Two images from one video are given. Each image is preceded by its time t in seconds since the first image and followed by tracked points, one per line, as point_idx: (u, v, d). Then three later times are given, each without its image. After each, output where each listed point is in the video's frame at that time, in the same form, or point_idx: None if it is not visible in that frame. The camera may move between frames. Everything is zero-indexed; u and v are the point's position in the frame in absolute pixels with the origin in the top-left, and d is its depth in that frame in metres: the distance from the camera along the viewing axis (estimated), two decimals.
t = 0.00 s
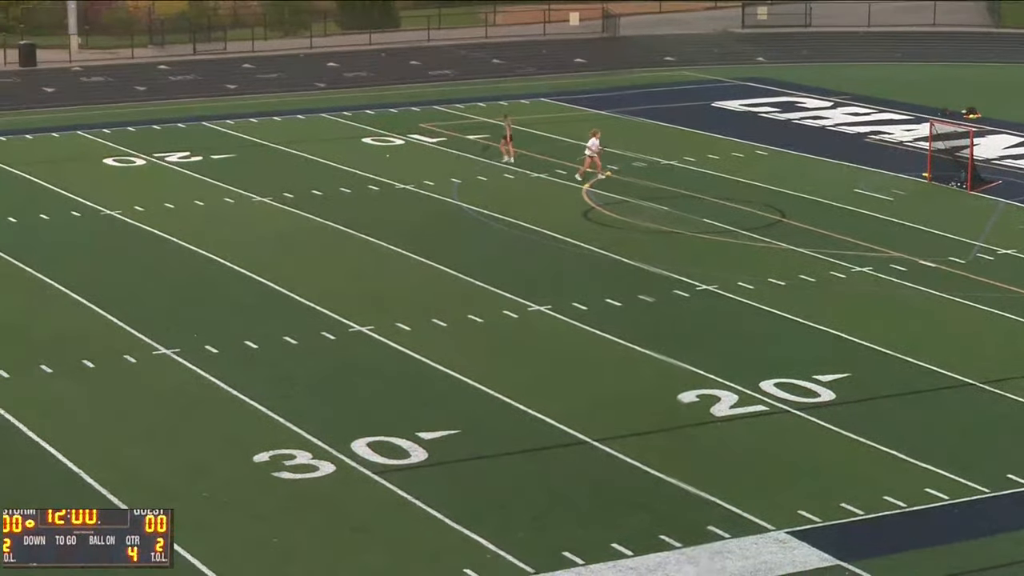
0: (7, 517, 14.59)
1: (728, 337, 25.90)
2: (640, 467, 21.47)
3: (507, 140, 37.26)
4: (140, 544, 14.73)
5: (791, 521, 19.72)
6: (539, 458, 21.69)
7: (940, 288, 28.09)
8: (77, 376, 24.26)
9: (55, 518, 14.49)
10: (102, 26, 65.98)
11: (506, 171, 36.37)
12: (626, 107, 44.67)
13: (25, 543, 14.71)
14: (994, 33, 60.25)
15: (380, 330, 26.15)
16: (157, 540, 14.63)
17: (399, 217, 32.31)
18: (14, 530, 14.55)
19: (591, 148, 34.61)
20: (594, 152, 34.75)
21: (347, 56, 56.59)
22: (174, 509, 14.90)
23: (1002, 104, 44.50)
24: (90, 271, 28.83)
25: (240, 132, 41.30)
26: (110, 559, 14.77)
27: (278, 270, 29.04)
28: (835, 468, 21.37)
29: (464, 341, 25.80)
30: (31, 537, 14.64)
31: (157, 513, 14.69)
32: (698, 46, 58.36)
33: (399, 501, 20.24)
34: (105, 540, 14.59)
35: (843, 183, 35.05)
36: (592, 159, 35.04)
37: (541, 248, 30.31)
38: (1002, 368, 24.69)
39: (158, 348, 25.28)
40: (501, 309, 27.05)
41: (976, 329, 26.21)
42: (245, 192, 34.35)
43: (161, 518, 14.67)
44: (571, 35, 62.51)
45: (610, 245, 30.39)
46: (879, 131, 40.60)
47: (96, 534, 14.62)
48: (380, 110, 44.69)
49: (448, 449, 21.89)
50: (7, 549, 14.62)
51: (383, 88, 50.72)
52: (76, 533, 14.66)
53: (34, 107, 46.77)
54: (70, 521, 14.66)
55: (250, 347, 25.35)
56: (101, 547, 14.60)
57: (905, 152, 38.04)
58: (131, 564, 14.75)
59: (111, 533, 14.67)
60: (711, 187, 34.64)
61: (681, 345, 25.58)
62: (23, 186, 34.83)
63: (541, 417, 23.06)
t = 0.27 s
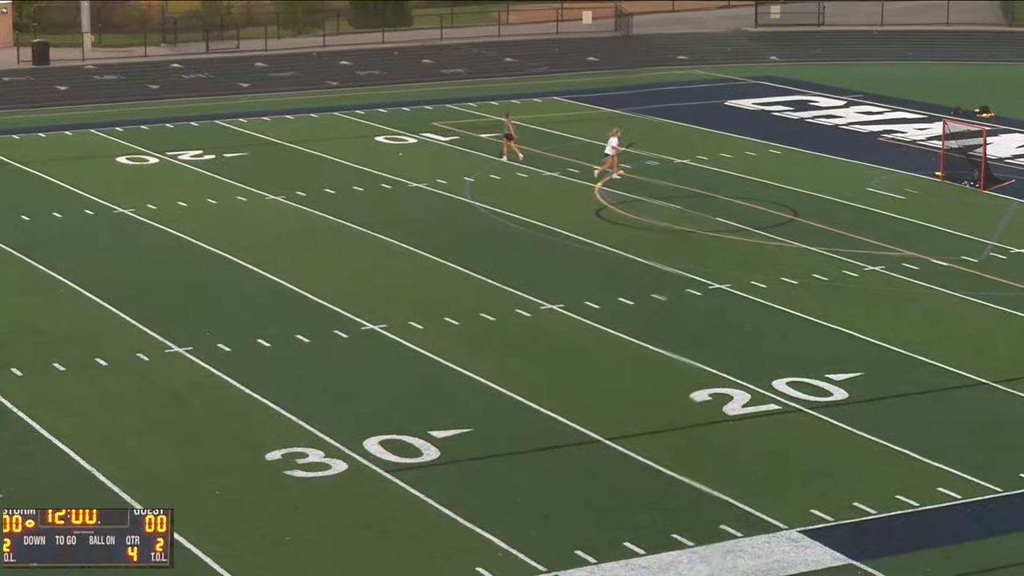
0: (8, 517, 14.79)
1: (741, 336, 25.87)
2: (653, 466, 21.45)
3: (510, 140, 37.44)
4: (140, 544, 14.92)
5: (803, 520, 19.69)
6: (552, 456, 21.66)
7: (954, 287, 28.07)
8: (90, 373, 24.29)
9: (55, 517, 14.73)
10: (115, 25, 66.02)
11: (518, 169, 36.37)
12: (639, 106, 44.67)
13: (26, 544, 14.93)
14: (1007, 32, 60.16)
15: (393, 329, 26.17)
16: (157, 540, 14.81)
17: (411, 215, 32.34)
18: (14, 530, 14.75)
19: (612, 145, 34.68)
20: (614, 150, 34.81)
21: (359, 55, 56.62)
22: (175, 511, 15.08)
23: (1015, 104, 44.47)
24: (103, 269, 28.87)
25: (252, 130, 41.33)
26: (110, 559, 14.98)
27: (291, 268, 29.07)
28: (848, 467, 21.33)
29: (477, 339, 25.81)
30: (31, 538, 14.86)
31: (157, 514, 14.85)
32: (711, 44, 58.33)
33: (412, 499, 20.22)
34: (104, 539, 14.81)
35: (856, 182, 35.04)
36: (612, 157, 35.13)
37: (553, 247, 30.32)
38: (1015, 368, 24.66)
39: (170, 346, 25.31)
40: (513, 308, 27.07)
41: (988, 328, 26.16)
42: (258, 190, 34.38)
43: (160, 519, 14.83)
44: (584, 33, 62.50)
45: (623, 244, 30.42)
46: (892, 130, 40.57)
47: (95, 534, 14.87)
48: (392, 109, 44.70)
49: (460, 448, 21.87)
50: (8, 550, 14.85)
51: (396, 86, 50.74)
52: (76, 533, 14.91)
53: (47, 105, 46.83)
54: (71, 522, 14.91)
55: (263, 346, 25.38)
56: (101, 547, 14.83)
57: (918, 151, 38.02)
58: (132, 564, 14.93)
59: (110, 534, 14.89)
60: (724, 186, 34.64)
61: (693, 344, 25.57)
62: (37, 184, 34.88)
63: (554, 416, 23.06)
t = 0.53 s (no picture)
0: (7, 517, 14.56)
1: (750, 335, 25.88)
2: (662, 465, 21.45)
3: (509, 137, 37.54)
4: (141, 544, 14.60)
5: (813, 519, 19.68)
6: (562, 455, 21.66)
7: (964, 286, 28.07)
8: (100, 372, 24.31)
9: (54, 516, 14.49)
10: (125, 23, 66.08)
11: (528, 168, 36.38)
12: (649, 105, 44.68)
13: (26, 544, 14.69)
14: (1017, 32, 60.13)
15: (402, 327, 26.20)
16: (157, 540, 14.48)
17: (421, 214, 32.37)
18: (14, 529, 14.52)
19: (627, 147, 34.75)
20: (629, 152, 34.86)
21: (369, 53, 56.64)
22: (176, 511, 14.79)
23: None
24: (113, 268, 28.89)
25: (262, 128, 41.35)
26: (111, 559, 14.67)
27: (301, 267, 29.11)
28: (857, 466, 21.32)
29: (487, 338, 25.83)
30: (31, 537, 14.62)
31: (158, 513, 14.58)
32: (720, 43, 58.33)
33: (422, 498, 20.22)
34: (104, 539, 14.53)
35: (866, 181, 35.03)
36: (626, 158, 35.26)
37: (562, 245, 30.34)
38: None
39: (180, 344, 25.33)
40: (523, 307, 27.09)
41: (999, 328, 26.15)
42: (267, 188, 34.41)
43: (161, 518, 14.55)
44: (594, 32, 62.52)
45: (633, 243, 30.44)
46: (902, 129, 40.57)
47: (95, 534, 14.59)
48: (402, 107, 44.73)
49: (470, 446, 21.87)
50: (8, 550, 14.60)
51: (405, 85, 50.80)
52: (76, 533, 14.64)
53: (57, 104, 46.90)
54: (71, 522, 14.65)
55: (273, 344, 25.40)
56: (100, 547, 14.55)
57: (928, 150, 38.02)
58: (132, 564, 14.60)
59: (111, 534, 14.60)
60: (733, 185, 34.64)
61: (703, 343, 25.59)
62: (47, 182, 34.91)
63: (564, 414, 23.07)
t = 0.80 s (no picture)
0: (7, 517, 14.42)
1: (757, 335, 25.88)
2: (670, 464, 21.44)
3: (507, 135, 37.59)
4: (141, 544, 14.45)
5: (820, 519, 19.67)
6: (569, 454, 21.66)
7: (971, 286, 28.06)
8: (107, 371, 24.32)
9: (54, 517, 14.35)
10: (132, 23, 66.08)
11: (535, 167, 36.37)
12: (656, 104, 44.66)
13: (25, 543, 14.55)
14: None
15: (409, 327, 26.20)
16: (157, 540, 14.33)
17: (428, 213, 32.38)
18: (14, 529, 14.38)
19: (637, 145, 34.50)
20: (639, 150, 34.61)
21: (376, 52, 56.65)
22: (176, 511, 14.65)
23: None
24: (120, 267, 28.90)
25: (269, 128, 41.35)
26: (111, 559, 14.53)
27: (308, 266, 29.11)
28: (864, 466, 21.31)
29: (493, 337, 25.83)
30: (31, 537, 14.49)
31: (158, 513, 14.44)
32: (727, 42, 58.31)
33: (429, 497, 20.22)
34: (104, 539, 14.39)
35: (873, 180, 35.01)
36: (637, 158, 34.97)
37: (568, 244, 30.35)
38: None
39: (187, 343, 25.34)
40: (529, 306, 27.10)
41: (1007, 327, 26.13)
42: (275, 188, 34.41)
43: (161, 518, 14.41)
44: (601, 31, 62.50)
45: (640, 242, 30.44)
46: (909, 128, 40.56)
47: (96, 534, 14.45)
48: (409, 106, 44.73)
49: (477, 446, 21.87)
50: (7, 550, 14.46)
51: (412, 85, 50.81)
52: (77, 533, 14.51)
53: (65, 103, 46.94)
54: (71, 521, 14.51)
55: (280, 344, 25.40)
56: (100, 547, 14.41)
57: (936, 149, 38.01)
58: (132, 564, 14.46)
59: (111, 534, 14.47)
60: (741, 185, 34.62)
61: (710, 342, 25.60)
62: (55, 182, 34.93)
63: (571, 413, 23.06)
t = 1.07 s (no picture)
0: (7, 517, 14.42)
1: (761, 335, 25.87)
2: (674, 464, 21.43)
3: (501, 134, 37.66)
4: (141, 544, 14.43)
5: (824, 519, 19.66)
6: (573, 454, 21.64)
7: (976, 286, 28.06)
8: (111, 370, 24.31)
9: (54, 517, 14.34)
10: (136, 22, 66.05)
11: (539, 167, 36.34)
12: (660, 104, 44.63)
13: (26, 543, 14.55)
14: None
15: (413, 327, 26.20)
16: (157, 540, 14.31)
17: (432, 213, 32.37)
18: (14, 529, 14.38)
19: (643, 145, 34.41)
20: (644, 151, 34.51)
21: (380, 52, 56.67)
22: (176, 511, 14.62)
23: None
24: (124, 266, 28.90)
25: (273, 128, 41.32)
26: (111, 559, 14.50)
27: (312, 266, 29.11)
28: (868, 466, 21.29)
29: (498, 337, 25.83)
30: (31, 538, 14.48)
31: (158, 513, 14.42)
32: (732, 42, 58.28)
33: (433, 497, 20.22)
34: (104, 539, 14.35)
35: (877, 180, 34.98)
36: (642, 158, 34.85)
37: (572, 244, 30.34)
38: None
39: (191, 343, 25.34)
40: (534, 306, 27.10)
41: (1011, 328, 26.12)
42: (279, 187, 34.40)
43: (161, 518, 14.39)
44: (605, 31, 62.45)
45: (644, 242, 30.44)
46: (914, 128, 40.54)
47: (96, 534, 14.41)
48: (413, 106, 44.71)
49: (481, 446, 21.85)
50: (8, 550, 14.45)
51: (416, 84, 50.81)
52: (76, 533, 14.48)
53: (69, 103, 46.95)
54: (71, 522, 14.50)
55: (284, 343, 25.40)
56: (100, 547, 14.37)
57: (940, 149, 38.00)
58: (132, 564, 14.43)
59: (111, 534, 14.44)
60: (745, 185, 34.59)
61: (714, 342, 25.59)
62: (59, 181, 34.93)
63: (576, 413, 23.05)
